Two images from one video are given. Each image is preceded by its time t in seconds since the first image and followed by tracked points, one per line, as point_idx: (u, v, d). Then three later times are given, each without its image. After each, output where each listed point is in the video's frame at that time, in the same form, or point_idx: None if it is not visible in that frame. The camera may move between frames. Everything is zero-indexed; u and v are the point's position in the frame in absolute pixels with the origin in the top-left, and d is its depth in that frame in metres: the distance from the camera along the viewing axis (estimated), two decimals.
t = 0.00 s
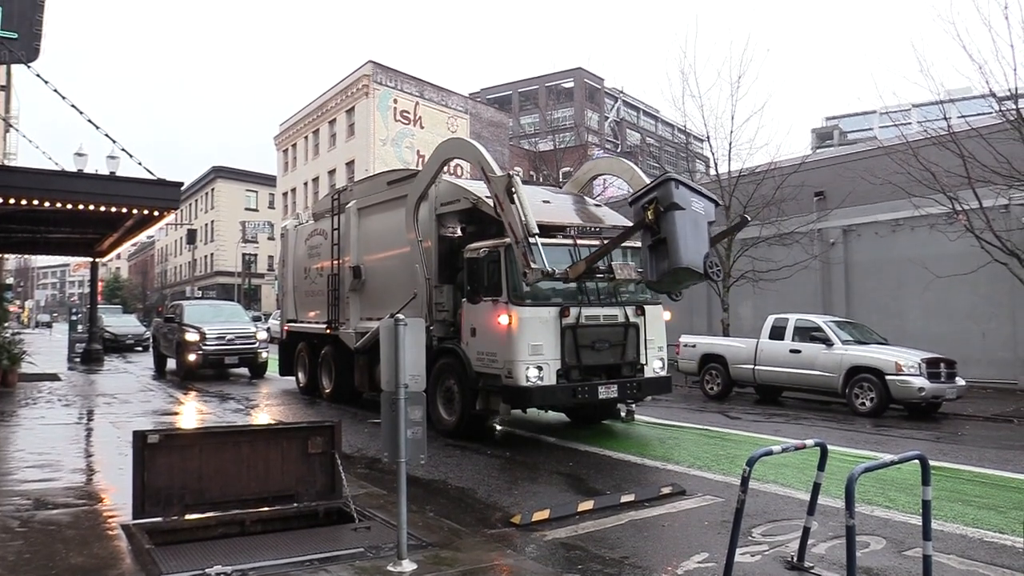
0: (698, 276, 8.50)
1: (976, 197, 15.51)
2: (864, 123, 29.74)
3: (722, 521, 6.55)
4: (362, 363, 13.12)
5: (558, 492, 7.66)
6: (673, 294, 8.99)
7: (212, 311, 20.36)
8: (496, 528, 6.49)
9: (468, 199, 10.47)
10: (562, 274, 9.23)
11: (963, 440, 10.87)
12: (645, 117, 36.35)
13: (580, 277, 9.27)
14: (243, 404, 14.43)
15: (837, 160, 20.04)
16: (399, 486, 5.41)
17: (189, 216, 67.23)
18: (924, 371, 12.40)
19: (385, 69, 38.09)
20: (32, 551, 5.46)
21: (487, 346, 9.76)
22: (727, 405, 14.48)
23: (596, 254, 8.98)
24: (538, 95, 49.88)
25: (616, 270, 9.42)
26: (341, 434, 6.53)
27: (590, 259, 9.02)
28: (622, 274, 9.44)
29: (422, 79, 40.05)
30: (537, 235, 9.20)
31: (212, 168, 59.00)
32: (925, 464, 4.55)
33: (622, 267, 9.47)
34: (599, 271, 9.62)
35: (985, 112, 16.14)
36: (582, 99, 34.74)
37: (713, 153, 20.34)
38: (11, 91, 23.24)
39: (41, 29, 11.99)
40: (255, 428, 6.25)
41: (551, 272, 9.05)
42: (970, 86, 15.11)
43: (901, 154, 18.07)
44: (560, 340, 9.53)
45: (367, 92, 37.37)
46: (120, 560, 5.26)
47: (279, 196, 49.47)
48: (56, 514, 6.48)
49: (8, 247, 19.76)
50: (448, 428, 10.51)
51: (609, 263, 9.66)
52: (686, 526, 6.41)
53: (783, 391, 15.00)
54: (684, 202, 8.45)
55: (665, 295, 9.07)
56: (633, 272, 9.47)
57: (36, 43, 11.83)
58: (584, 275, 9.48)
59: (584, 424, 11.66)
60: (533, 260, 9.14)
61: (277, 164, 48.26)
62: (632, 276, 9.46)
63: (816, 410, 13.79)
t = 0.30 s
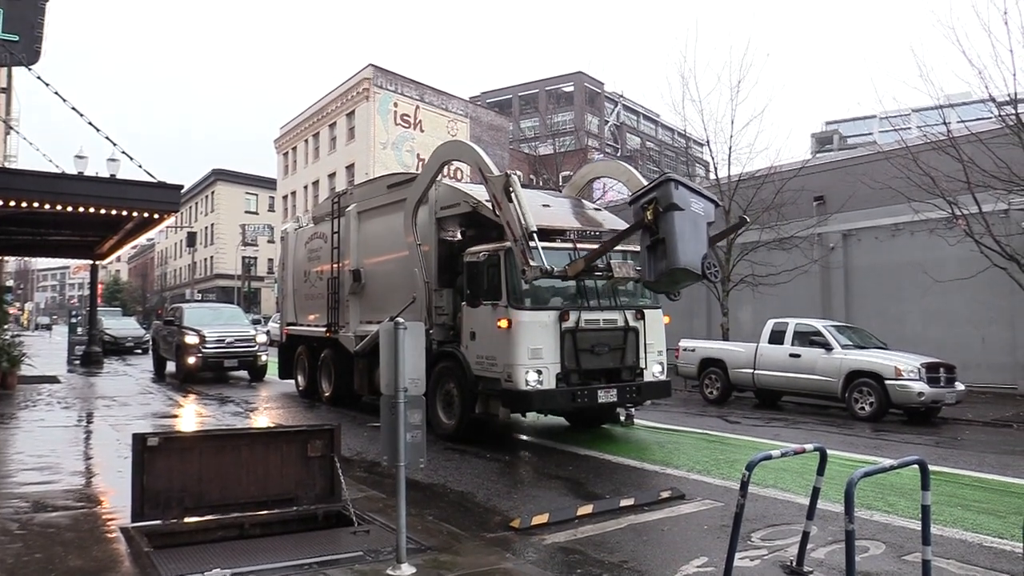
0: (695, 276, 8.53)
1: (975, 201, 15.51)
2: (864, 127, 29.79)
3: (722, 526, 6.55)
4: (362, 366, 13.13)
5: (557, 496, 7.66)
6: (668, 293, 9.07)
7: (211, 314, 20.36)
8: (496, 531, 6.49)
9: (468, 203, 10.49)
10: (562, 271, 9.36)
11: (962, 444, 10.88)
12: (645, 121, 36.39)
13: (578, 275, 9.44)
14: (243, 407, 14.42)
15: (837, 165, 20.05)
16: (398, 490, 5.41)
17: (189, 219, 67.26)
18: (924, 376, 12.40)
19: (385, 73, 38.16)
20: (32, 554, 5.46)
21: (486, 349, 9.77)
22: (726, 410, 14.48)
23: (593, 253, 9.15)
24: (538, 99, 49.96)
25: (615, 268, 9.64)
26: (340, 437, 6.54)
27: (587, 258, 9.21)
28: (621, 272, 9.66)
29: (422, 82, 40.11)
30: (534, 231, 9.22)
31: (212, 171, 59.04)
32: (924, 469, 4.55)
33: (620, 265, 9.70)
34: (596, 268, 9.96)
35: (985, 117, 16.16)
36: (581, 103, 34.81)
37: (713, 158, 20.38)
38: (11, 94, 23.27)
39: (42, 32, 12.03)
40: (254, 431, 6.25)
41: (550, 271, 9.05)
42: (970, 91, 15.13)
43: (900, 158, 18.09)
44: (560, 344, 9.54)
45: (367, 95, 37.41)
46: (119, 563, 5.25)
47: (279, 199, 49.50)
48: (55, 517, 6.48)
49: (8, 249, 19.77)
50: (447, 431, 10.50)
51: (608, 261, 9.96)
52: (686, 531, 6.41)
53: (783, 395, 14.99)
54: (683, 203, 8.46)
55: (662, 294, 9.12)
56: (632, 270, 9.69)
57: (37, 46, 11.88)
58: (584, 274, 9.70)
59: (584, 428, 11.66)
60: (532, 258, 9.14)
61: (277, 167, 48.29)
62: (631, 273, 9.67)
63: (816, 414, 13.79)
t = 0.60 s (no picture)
0: (692, 278, 8.55)
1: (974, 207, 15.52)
2: (863, 134, 29.86)
3: (722, 532, 6.54)
4: (361, 371, 13.13)
5: (556, 502, 7.65)
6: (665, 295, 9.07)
7: (210, 319, 20.33)
8: (494, 537, 6.48)
9: (467, 208, 10.47)
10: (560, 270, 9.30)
11: (961, 450, 10.87)
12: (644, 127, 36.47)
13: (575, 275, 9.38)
14: (242, 412, 14.40)
15: (836, 171, 20.07)
16: (397, 495, 5.40)
17: (188, 224, 67.26)
18: (923, 382, 12.40)
19: (385, 78, 38.23)
20: (29, 559, 5.44)
21: (485, 355, 9.77)
22: (725, 415, 14.47)
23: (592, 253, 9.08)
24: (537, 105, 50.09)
25: (612, 268, 9.59)
26: (339, 442, 6.53)
27: (586, 257, 9.13)
28: (618, 272, 9.60)
29: (422, 88, 40.18)
30: (530, 230, 9.26)
31: (212, 176, 59.07)
32: (924, 475, 4.54)
33: (618, 265, 9.61)
34: (595, 267, 9.74)
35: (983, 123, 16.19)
36: (581, 109, 34.89)
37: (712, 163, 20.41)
38: (11, 98, 23.29)
39: (42, 37, 12.05)
40: (253, 437, 6.24)
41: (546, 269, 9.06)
42: (968, 97, 15.15)
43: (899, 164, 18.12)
44: (559, 349, 9.54)
45: (366, 101, 37.45)
46: (116, 568, 5.24)
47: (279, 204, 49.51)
48: (53, 522, 6.47)
49: (7, 253, 19.75)
50: (447, 437, 10.49)
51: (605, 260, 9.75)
52: (685, 536, 6.41)
53: (782, 401, 14.98)
54: (681, 205, 8.47)
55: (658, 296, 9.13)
56: (629, 270, 9.67)
57: (37, 51, 11.91)
58: (582, 274, 9.68)
59: (584, 434, 11.64)
60: (529, 256, 9.18)
61: (277, 172, 48.32)
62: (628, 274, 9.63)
63: (815, 420, 13.78)
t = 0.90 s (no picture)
0: (689, 282, 8.56)
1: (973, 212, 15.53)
2: (861, 139, 29.93)
3: (722, 538, 6.53)
4: (361, 378, 13.12)
5: (556, 508, 7.64)
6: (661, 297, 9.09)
7: (209, 325, 20.36)
8: (494, 544, 6.48)
9: (467, 215, 10.47)
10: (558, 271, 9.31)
11: (961, 455, 10.87)
12: (643, 133, 36.53)
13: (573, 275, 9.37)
14: (241, 419, 14.40)
15: (835, 176, 20.12)
16: (396, 502, 5.40)
17: (187, 231, 67.30)
18: (922, 387, 12.41)
19: (384, 85, 38.30)
20: (28, 567, 5.43)
21: (485, 361, 9.77)
22: (725, 421, 14.47)
23: (589, 254, 9.09)
24: (537, 111, 50.19)
25: (609, 267, 9.55)
26: (339, 449, 6.53)
27: (585, 257, 9.11)
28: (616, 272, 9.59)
29: (421, 94, 40.26)
30: (528, 231, 9.30)
31: (212, 183, 59.11)
32: (924, 480, 4.54)
33: (615, 265, 9.59)
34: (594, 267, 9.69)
35: (981, 128, 16.22)
36: (580, 115, 34.97)
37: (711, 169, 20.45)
38: (10, 105, 23.32)
39: (41, 45, 12.09)
40: (252, 444, 6.24)
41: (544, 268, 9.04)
42: (966, 102, 15.18)
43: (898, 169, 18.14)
44: (559, 355, 9.55)
45: (365, 107, 37.53)
46: None
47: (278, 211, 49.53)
48: (52, 529, 6.46)
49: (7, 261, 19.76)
50: (446, 443, 10.48)
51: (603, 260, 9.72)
52: (685, 542, 6.40)
53: (781, 406, 14.98)
54: (679, 208, 8.48)
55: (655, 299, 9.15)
56: (626, 270, 9.64)
57: (35, 58, 11.95)
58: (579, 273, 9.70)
59: (583, 440, 11.63)
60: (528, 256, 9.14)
61: (276, 179, 48.39)
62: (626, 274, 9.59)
63: (815, 426, 13.78)
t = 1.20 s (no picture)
0: (687, 284, 8.56)
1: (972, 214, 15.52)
2: (860, 142, 29.98)
3: (725, 543, 6.51)
4: (362, 386, 13.09)
5: (558, 514, 7.61)
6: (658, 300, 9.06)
7: (210, 335, 20.35)
8: (497, 551, 6.45)
9: (466, 221, 10.46)
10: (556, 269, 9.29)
11: (964, 458, 10.84)
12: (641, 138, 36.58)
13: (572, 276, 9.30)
14: (242, 428, 14.37)
15: (835, 179, 20.18)
16: (399, 509, 5.37)
17: (187, 240, 67.35)
18: (924, 390, 12.38)
19: (383, 92, 38.36)
20: None
21: (485, 367, 9.75)
22: (727, 426, 14.44)
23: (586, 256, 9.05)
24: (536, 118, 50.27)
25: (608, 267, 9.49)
26: (340, 457, 6.51)
27: (584, 257, 9.05)
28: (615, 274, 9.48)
29: (420, 102, 40.33)
30: (526, 232, 9.33)
31: (211, 192, 59.17)
32: (928, 483, 4.52)
33: (614, 265, 9.53)
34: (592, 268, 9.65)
35: (980, 130, 16.23)
36: (579, 121, 35.03)
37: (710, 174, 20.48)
38: (10, 116, 23.36)
39: (41, 56, 12.13)
40: (253, 453, 6.23)
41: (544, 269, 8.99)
42: (964, 105, 15.20)
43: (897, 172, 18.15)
44: (560, 361, 9.53)
45: (365, 115, 37.58)
46: None
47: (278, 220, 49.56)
48: (53, 541, 6.44)
49: (7, 271, 19.77)
50: (448, 450, 10.46)
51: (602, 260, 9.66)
52: (688, 548, 6.37)
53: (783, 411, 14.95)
54: (677, 211, 8.47)
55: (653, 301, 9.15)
56: (626, 269, 9.57)
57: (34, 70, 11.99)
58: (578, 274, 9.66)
59: (585, 446, 11.60)
60: (528, 257, 9.15)
61: (276, 188, 48.45)
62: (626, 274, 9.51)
63: (817, 430, 13.74)
